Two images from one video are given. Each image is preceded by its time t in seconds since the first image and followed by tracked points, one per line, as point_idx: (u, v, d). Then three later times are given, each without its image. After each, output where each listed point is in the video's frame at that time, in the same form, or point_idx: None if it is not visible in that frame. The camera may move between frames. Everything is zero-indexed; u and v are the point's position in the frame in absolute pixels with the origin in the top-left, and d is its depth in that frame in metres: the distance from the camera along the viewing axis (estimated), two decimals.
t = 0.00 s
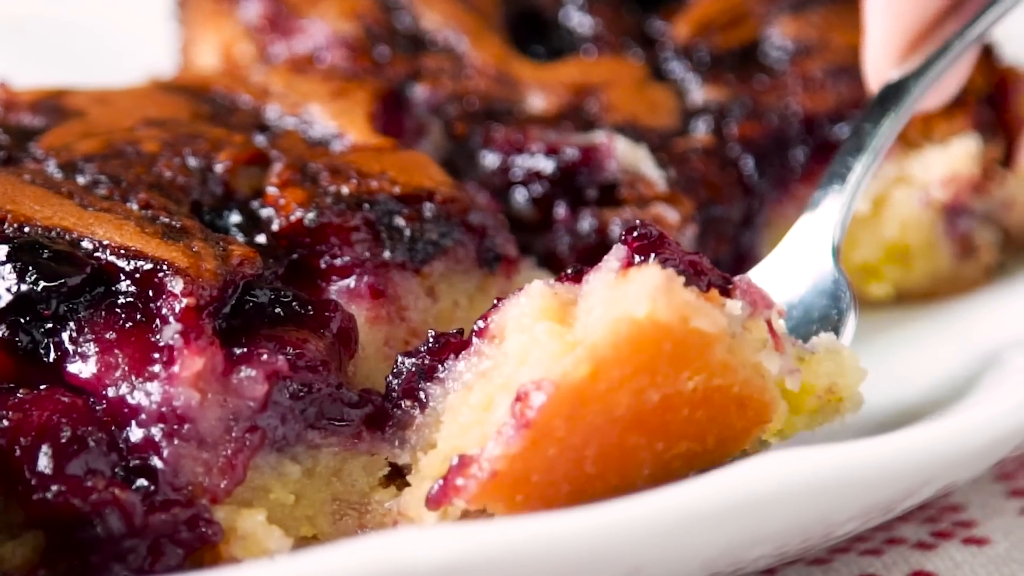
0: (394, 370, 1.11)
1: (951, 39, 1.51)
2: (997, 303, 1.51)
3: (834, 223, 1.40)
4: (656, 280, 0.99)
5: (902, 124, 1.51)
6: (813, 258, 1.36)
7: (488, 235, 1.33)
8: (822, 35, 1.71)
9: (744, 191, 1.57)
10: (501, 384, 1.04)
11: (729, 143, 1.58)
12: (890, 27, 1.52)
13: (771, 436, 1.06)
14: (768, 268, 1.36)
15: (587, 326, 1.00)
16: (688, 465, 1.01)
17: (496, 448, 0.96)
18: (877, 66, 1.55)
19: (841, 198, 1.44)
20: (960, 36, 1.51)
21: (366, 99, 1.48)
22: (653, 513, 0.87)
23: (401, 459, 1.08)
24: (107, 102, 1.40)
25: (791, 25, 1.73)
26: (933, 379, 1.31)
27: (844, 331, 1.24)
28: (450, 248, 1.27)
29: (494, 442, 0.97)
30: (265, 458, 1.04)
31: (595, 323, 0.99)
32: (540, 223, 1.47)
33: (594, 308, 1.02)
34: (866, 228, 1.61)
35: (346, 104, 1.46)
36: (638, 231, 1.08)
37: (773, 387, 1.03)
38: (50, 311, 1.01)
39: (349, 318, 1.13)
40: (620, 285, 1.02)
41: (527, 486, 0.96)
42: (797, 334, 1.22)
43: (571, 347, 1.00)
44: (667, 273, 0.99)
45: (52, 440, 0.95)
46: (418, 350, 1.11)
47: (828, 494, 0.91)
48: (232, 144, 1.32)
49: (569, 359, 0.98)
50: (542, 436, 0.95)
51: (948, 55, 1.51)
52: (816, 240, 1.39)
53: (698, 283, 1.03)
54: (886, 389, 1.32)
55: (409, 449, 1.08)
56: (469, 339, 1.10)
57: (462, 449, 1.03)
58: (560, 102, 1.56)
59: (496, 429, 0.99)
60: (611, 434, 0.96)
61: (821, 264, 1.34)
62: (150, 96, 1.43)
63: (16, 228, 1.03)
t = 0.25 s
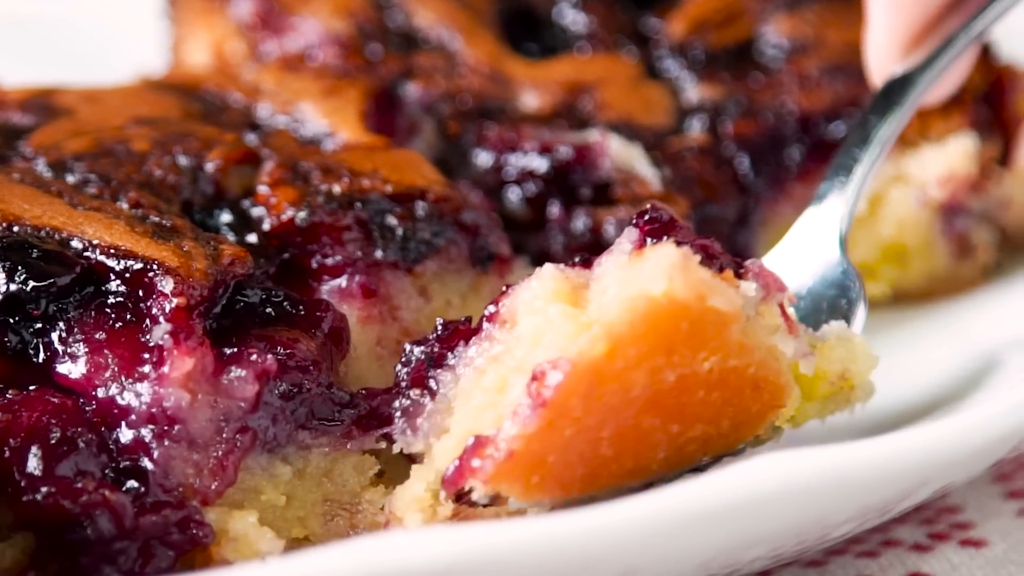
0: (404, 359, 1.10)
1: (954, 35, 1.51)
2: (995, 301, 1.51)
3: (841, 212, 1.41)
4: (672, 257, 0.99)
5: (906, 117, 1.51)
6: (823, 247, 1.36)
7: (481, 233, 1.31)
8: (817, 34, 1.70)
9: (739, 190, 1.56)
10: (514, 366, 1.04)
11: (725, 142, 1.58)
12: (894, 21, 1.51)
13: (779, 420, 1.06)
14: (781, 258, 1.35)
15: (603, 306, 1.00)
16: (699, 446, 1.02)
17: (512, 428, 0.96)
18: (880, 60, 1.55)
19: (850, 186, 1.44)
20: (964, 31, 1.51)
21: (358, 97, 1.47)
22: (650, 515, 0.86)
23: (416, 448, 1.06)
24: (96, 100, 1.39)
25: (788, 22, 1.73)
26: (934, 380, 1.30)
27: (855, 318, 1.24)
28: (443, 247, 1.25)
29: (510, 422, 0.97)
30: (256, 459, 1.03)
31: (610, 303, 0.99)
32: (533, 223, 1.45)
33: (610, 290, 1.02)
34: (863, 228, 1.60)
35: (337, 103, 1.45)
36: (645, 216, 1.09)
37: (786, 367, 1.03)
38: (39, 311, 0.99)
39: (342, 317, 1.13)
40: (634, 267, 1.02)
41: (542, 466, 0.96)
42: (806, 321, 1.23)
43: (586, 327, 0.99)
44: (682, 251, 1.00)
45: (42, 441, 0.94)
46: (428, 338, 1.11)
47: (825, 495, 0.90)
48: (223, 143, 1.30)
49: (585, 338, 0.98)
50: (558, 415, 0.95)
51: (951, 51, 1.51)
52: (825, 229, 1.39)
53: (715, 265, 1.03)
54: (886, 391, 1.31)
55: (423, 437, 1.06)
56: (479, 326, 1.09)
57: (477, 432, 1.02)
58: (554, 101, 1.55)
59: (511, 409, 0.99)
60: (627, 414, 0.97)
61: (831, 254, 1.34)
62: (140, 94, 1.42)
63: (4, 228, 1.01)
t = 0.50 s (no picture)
0: (420, 319, 1.08)
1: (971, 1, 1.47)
2: (993, 303, 1.48)
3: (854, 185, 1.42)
4: (701, 217, 1.02)
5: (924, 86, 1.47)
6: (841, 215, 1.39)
7: (475, 232, 1.30)
8: (814, 31, 1.69)
9: (735, 188, 1.56)
10: (537, 322, 1.03)
11: (720, 141, 1.57)
12: None
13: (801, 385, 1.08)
14: (802, 222, 1.37)
15: (631, 263, 1.01)
16: (724, 408, 1.04)
17: (539, 383, 0.98)
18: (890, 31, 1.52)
19: (866, 154, 1.44)
20: None
21: (350, 96, 1.46)
22: (645, 515, 0.85)
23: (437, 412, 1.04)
24: (87, 98, 1.38)
25: (783, 21, 1.71)
26: (933, 385, 1.29)
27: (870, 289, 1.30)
28: (436, 246, 1.25)
29: (537, 378, 0.99)
30: (247, 460, 1.02)
31: (636, 259, 1.02)
32: (527, 222, 1.43)
33: (635, 249, 1.03)
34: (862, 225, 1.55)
35: (329, 101, 1.44)
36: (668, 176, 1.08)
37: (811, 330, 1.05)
38: (28, 310, 0.97)
39: (334, 320, 1.12)
40: (661, 226, 1.04)
41: (566, 422, 0.99)
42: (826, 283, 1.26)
43: (614, 285, 1.01)
44: (710, 208, 1.04)
45: (32, 442, 0.92)
46: (447, 298, 1.08)
47: (822, 497, 0.89)
48: (215, 141, 1.29)
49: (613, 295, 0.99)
50: (586, 369, 0.97)
51: (969, 18, 1.46)
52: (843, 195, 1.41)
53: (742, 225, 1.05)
54: (884, 396, 1.30)
55: (444, 400, 1.04)
56: (498, 284, 1.08)
57: (500, 388, 1.02)
58: (548, 100, 1.54)
59: (537, 365, 1.00)
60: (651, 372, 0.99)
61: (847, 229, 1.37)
62: (131, 92, 1.41)
63: None
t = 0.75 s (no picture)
0: (439, 271, 1.06)
1: None
2: (993, 303, 1.47)
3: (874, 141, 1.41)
4: (728, 165, 1.02)
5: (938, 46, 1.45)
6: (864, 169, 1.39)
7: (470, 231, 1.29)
8: (812, 30, 1.68)
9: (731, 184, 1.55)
10: (561, 272, 1.02)
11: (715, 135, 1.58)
12: None
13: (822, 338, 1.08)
14: (821, 171, 1.40)
15: (655, 213, 1.01)
16: (747, 358, 1.04)
17: (564, 333, 0.97)
18: None
19: (881, 112, 1.43)
20: None
21: (343, 94, 1.46)
22: (640, 518, 0.84)
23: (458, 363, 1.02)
24: (78, 96, 1.36)
25: (780, 17, 1.71)
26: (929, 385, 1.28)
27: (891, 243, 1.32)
28: (431, 247, 1.23)
29: (561, 328, 0.97)
30: (240, 461, 1.01)
31: (661, 208, 1.01)
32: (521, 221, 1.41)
33: (660, 197, 1.02)
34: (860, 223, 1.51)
35: (323, 100, 1.43)
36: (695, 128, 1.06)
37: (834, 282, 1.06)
38: (19, 310, 0.96)
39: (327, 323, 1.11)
40: (686, 174, 1.03)
41: (590, 372, 0.97)
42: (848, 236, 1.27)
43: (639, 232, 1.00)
44: (736, 157, 1.03)
45: (22, 443, 0.91)
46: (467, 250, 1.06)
47: (818, 499, 0.88)
48: (207, 140, 1.28)
49: (639, 242, 0.98)
50: (611, 317, 0.96)
51: None
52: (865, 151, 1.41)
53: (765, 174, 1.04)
54: (881, 398, 1.29)
55: (464, 352, 1.02)
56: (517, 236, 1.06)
57: (522, 337, 1.01)
58: (543, 98, 1.53)
59: (562, 312, 0.98)
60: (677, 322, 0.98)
61: (869, 172, 1.39)
62: (123, 90, 1.40)
63: None
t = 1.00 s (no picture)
0: (445, 189, 1.08)
1: None
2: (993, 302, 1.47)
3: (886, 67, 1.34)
4: (738, 76, 0.96)
5: None
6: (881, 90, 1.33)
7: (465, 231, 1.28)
8: (809, 27, 1.68)
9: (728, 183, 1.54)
10: (569, 184, 1.01)
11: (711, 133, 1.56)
12: None
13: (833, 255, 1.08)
14: (838, 95, 1.35)
15: (662, 122, 0.97)
16: (756, 274, 1.04)
17: (572, 246, 0.95)
18: None
19: (890, 39, 1.35)
20: None
21: (338, 92, 1.45)
22: (638, 520, 0.83)
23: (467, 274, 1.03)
24: (71, 94, 1.35)
25: (778, 16, 1.70)
26: (927, 389, 1.28)
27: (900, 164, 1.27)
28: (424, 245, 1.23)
29: (569, 242, 0.96)
30: (233, 463, 1.00)
31: (670, 120, 0.97)
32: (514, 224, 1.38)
33: (668, 104, 0.99)
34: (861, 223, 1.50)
35: (317, 99, 1.43)
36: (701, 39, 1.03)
37: (845, 200, 1.04)
38: (9, 310, 0.95)
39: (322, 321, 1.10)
40: (696, 79, 0.99)
41: (599, 285, 0.96)
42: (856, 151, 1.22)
43: (644, 143, 0.97)
44: (748, 66, 0.98)
45: (14, 445, 0.90)
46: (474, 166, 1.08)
47: (817, 501, 0.88)
48: (201, 139, 1.27)
49: (648, 152, 0.95)
50: (617, 227, 0.94)
51: None
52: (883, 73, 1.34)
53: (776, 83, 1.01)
54: (878, 400, 1.29)
55: (474, 266, 1.03)
56: (522, 157, 1.07)
57: (531, 249, 1.00)
58: (539, 96, 1.48)
59: (571, 225, 0.97)
60: (687, 234, 0.96)
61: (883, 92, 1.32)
62: (115, 88, 1.39)
63: None
